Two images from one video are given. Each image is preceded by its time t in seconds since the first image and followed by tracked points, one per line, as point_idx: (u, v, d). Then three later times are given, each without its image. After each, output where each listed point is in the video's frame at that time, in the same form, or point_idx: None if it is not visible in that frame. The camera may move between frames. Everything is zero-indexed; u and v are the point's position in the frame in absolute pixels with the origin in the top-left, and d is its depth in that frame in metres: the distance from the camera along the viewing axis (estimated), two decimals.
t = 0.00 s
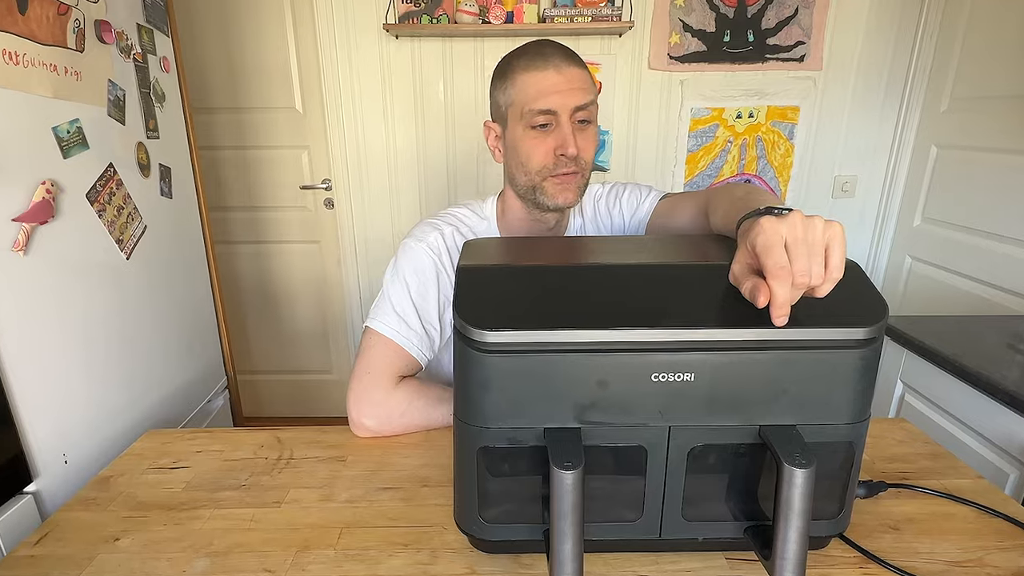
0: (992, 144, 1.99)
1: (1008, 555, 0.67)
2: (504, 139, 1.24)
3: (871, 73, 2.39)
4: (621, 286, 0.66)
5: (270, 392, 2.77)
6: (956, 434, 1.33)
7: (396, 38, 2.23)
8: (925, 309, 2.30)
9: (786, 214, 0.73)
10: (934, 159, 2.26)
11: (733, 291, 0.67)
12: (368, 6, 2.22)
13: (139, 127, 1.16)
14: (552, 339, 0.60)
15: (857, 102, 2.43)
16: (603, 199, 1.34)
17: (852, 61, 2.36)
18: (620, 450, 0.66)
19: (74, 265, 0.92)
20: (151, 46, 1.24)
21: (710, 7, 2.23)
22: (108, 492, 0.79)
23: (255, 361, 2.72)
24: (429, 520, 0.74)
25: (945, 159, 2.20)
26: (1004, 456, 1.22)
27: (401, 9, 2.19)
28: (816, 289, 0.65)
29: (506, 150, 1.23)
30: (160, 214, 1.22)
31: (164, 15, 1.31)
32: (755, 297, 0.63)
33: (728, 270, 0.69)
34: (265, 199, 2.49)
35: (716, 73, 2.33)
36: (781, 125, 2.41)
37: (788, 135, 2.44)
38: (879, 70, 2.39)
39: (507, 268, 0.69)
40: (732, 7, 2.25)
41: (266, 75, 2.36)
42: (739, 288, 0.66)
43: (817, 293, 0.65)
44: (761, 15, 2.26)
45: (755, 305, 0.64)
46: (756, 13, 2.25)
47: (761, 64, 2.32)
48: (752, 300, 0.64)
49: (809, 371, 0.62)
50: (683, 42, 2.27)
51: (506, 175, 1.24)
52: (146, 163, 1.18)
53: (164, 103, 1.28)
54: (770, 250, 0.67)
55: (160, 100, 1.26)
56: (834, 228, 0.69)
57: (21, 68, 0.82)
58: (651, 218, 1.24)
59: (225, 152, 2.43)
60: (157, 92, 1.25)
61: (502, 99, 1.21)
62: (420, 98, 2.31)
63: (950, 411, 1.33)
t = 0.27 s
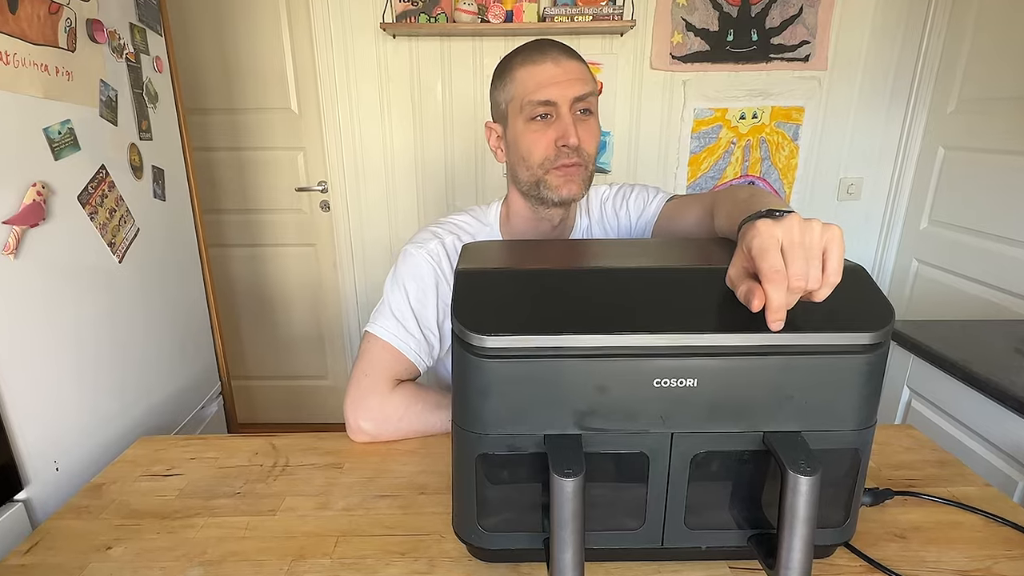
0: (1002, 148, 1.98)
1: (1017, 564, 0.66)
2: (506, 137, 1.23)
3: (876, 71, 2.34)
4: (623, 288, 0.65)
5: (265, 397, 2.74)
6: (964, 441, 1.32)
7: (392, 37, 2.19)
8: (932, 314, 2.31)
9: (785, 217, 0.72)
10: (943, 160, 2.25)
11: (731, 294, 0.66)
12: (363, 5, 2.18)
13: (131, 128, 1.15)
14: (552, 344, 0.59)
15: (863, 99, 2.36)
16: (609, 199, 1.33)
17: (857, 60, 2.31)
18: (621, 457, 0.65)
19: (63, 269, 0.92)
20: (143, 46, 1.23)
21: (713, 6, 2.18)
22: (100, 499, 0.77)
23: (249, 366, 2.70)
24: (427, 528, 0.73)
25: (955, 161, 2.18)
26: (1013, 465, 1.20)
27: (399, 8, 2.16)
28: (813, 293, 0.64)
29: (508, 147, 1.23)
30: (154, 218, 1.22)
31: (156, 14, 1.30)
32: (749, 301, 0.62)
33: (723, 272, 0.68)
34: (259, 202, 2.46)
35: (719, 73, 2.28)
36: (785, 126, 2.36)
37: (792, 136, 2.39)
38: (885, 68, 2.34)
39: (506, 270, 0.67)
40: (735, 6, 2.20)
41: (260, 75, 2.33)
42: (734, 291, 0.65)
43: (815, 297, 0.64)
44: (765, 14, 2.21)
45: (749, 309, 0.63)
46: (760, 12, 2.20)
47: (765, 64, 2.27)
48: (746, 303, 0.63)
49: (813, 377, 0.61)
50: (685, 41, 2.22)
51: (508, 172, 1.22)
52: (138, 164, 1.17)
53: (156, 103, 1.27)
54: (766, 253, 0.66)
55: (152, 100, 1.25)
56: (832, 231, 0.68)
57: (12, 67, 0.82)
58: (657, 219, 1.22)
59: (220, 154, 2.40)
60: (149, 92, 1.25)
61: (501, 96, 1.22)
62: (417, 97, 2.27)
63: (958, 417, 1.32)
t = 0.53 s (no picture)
0: (1008, 145, 1.96)
1: None
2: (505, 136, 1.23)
3: (883, 69, 2.33)
4: (624, 292, 0.64)
5: (260, 403, 2.71)
6: (972, 447, 1.30)
7: (390, 36, 2.18)
8: (940, 318, 2.29)
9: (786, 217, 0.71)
10: (949, 161, 2.23)
11: (731, 295, 0.64)
12: (361, 5, 2.17)
13: (123, 129, 1.15)
14: (553, 349, 0.58)
15: (869, 99, 2.37)
16: (611, 201, 1.31)
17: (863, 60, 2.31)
18: (622, 463, 0.63)
19: (55, 272, 0.91)
20: (136, 45, 1.23)
21: (716, 6, 2.18)
22: (92, 507, 0.76)
23: (244, 371, 2.67)
24: (424, 536, 0.71)
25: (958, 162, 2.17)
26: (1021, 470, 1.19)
27: (395, 7, 2.14)
28: (814, 294, 0.63)
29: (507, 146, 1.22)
30: (147, 221, 1.21)
31: (150, 14, 1.29)
32: (748, 302, 0.61)
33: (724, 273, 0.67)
34: (255, 204, 2.44)
35: (722, 72, 2.27)
36: (790, 126, 2.35)
37: (796, 137, 2.38)
38: (892, 67, 2.33)
39: (505, 274, 0.66)
40: (739, 5, 2.20)
41: (255, 76, 2.32)
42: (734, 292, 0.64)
43: (815, 299, 0.63)
44: (770, 13, 2.21)
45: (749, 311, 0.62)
46: (764, 10, 2.20)
47: (769, 63, 2.27)
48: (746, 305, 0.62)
49: (818, 382, 0.60)
50: (688, 41, 2.22)
51: (507, 172, 1.21)
52: (131, 166, 1.17)
53: (150, 104, 1.27)
54: (767, 253, 0.65)
55: (146, 101, 1.25)
56: (834, 231, 0.66)
57: (3, 67, 0.82)
58: (659, 221, 1.21)
59: (215, 155, 2.38)
60: (143, 93, 1.24)
61: (501, 95, 1.21)
62: (415, 97, 2.26)
63: (965, 423, 1.30)
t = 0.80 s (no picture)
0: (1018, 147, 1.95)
1: None
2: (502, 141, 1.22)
3: (889, 69, 2.32)
4: (626, 295, 0.63)
5: (255, 409, 2.70)
6: (980, 452, 1.29)
7: (388, 36, 2.17)
8: (948, 322, 2.27)
9: (792, 221, 0.70)
10: (956, 163, 2.22)
11: (737, 302, 0.63)
12: (358, 4, 2.16)
13: (117, 131, 1.14)
14: (553, 354, 0.57)
15: (874, 100, 2.35)
16: (611, 204, 1.30)
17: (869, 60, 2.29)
18: (624, 471, 0.62)
19: (45, 276, 0.91)
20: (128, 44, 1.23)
21: (719, 5, 2.17)
22: (83, 515, 0.75)
23: (239, 377, 2.66)
24: (423, 545, 0.70)
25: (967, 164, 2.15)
26: None
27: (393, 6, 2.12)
28: (822, 300, 0.62)
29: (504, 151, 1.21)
30: (139, 224, 1.21)
31: (143, 13, 1.29)
32: (755, 309, 0.59)
33: (729, 277, 0.66)
34: (250, 207, 2.43)
35: (726, 73, 2.26)
36: (794, 127, 2.34)
37: (801, 138, 2.37)
38: (898, 67, 2.32)
39: (504, 277, 0.65)
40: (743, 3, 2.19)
41: (249, 77, 2.30)
42: (740, 296, 0.62)
43: (824, 305, 0.62)
44: (773, 12, 2.19)
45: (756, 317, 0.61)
46: (768, 10, 2.19)
47: (773, 64, 2.25)
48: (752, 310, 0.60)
49: (824, 387, 0.58)
50: (691, 40, 2.21)
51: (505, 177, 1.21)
52: (124, 168, 1.17)
53: (142, 104, 1.27)
54: (773, 258, 0.64)
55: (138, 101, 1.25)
56: (842, 236, 0.65)
57: None
58: (660, 224, 1.19)
59: (209, 157, 2.37)
60: (136, 93, 1.24)
61: (499, 98, 1.20)
62: (413, 98, 2.24)
63: (974, 430, 1.29)
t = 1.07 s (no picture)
0: None
1: None
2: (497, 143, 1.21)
3: (895, 69, 2.28)
4: (626, 299, 0.62)
5: (250, 414, 2.69)
6: (987, 459, 1.28)
7: (385, 35, 2.15)
8: (956, 326, 2.26)
9: (797, 223, 0.69)
10: (964, 164, 2.20)
11: (740, 306, 0.62)
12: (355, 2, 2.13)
13: (109, 133, 1.15)
14: (553, 359, 0.56)
15: (880, 100, 2.32)
16: (611, 207, 1.29)
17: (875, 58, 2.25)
18: (626, 477, 0.61)
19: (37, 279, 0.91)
20: (122, 44, 1.23)
21: (722, 3, 2.13)
22: (76, 523, 0.74)
23: (235, 384, 2.65)
24: (421, 553, 0.69)
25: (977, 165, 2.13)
26: None
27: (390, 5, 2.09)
28: (827, 305, 0.61)
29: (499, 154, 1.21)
30: (134, 228, 1.22)
31: (136, 12, 1.29)
32: (759, 313, 0.59)
33: (734, 282, 0.65)
34: (245, 209, 2.41)
35: (726, 73, 2.21)
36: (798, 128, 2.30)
37: (805, 139, 2.32)
38: (904, 67, 2.28)
39: (504, 281, 0.64)
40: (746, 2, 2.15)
41: (245, 77, 2.29)
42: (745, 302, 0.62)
43: (829, 310, 0.61)
44: (777, 11, 2.15)
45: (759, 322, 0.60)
46: (772, 9, 2.15)
47: (777, 63, 2.21)
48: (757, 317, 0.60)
49: (829, 392, 0.57)
50: (694, 40, 2.17)
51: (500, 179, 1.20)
52: (117, 169, 1.17)
53: (135, 105, 1.26)
54: (778, 264, 0.63)
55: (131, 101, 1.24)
56: (847, 240, 0.64)
57: None
58: (661, 228, 1.18)
59: (203, 158, 2.36)
60: (129, 93, 1.24)
61: (495, 100, 1.19)
62: (410, 98, 2.21)
63: (982, 437, 1.28)
